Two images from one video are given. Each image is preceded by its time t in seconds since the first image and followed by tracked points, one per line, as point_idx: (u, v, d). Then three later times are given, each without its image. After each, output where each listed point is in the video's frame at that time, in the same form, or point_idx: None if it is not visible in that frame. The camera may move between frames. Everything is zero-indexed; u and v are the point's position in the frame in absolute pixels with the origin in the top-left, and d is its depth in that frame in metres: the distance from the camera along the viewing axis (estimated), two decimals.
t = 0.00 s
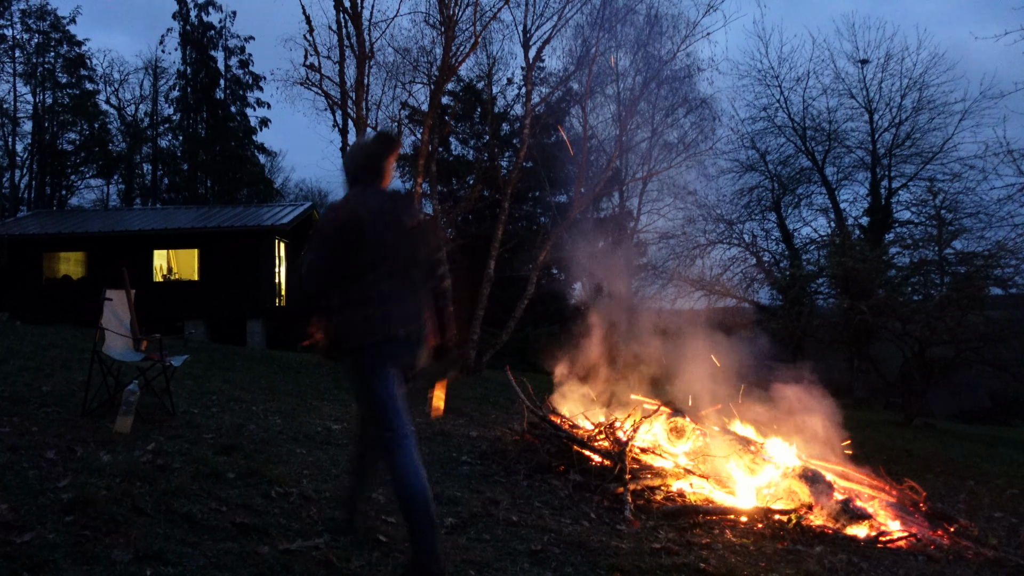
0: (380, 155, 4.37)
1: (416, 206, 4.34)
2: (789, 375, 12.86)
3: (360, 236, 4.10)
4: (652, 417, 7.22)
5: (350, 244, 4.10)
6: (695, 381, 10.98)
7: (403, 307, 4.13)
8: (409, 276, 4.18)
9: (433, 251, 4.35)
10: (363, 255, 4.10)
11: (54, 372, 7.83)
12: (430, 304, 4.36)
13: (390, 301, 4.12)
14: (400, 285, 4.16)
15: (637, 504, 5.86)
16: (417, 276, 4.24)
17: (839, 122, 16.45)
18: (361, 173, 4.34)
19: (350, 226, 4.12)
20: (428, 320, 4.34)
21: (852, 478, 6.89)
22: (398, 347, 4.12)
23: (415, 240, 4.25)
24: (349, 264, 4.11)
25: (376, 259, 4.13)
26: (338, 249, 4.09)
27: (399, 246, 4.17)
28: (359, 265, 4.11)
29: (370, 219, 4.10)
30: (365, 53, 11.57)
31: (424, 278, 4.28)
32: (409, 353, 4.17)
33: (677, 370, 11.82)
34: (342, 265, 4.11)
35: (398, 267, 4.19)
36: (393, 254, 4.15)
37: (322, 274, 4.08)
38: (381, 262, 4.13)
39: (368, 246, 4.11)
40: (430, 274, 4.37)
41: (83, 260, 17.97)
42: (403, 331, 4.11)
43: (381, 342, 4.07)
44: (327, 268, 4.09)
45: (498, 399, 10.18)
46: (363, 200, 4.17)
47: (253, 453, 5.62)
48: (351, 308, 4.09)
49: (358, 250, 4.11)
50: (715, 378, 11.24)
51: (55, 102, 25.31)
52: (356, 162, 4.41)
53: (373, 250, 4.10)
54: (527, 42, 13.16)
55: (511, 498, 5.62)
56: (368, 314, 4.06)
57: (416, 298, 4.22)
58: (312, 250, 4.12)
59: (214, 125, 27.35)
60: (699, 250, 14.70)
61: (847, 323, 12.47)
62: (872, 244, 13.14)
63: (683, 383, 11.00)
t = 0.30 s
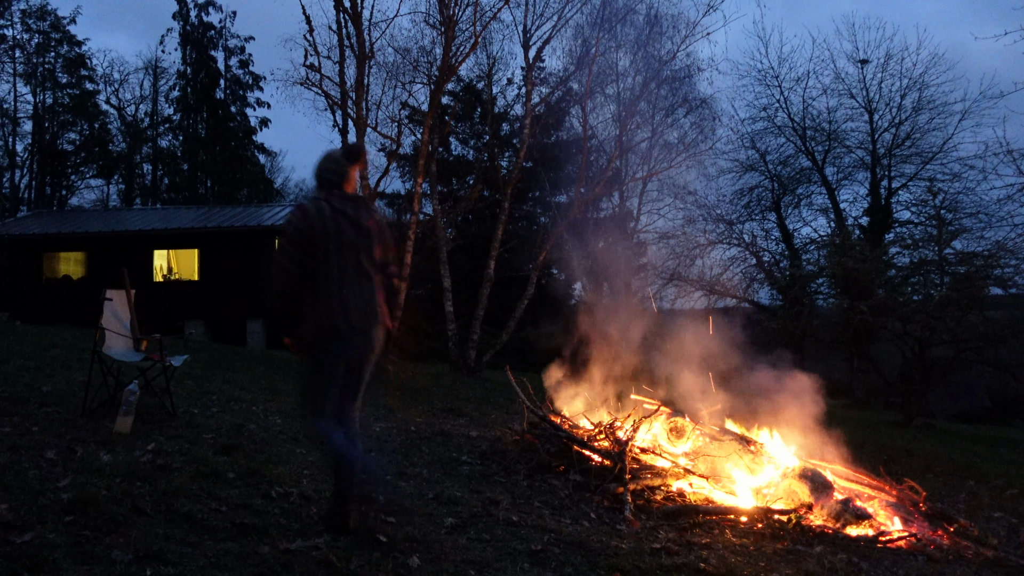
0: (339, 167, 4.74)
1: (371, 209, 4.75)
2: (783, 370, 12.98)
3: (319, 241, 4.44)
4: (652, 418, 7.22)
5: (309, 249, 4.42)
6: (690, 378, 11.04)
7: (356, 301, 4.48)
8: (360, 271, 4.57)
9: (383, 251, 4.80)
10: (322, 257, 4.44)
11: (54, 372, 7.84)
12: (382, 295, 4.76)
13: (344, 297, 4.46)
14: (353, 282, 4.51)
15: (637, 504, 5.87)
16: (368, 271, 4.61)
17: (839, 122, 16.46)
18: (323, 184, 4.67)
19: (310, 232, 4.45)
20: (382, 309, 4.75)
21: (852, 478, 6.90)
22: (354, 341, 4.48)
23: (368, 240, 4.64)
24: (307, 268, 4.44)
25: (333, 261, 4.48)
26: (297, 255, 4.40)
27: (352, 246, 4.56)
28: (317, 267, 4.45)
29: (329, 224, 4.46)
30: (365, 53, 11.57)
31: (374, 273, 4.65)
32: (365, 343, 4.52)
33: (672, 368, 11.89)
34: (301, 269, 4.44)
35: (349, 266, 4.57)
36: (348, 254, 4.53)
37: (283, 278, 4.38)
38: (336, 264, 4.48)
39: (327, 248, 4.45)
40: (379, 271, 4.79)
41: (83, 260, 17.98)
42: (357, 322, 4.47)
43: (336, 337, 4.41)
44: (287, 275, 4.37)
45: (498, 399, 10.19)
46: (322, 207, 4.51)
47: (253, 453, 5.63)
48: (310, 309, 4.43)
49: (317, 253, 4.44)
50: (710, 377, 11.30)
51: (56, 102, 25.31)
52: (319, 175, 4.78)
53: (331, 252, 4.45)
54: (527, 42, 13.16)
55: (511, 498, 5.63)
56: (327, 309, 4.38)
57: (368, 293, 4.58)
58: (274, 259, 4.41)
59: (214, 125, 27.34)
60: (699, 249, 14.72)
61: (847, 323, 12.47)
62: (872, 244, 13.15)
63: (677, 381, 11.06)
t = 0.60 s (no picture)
0: (312, 175, 5.00)
1: (344, 214, 4.97)
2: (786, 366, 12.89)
3: (297, 236, 4.66)
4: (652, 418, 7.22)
5: (288, 244, 4.62)
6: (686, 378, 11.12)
7: (327, 293, 4.62)
8: (333, 268, 4.73)
9: (354, 254, 4.94)
10: (300, 252, 4.64)
11: (54, 372, 7.84)
12: (355, 295, 4.86)
13: (316, 289, 4.62)
14: (325, 276, 4.66)
15: (637, 504, 5.87)
16: (341, 269, 4.77)
17: (839, 122, 16.46)
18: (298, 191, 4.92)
19: (288, 230, 4.68)
20: (355, 306, 4.80)
21: (852, 478, 6.91)
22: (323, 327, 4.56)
23: (341, 243, 4.85)
24: (287, 262, 4.63)
25: (308, 257, 4.67)
26: (276, 250, 4.62)
27: (328, 246, 4.76)
28: (294, 263, 4.64)
29: (303, 223, 4.69)
30: (365, 53, 11.58)
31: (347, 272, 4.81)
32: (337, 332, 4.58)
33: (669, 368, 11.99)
34: (281, 264, 4.63)
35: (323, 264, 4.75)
36: (322, 250, 4.71)
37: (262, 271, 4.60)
38: (312, 258, 4.66)
39: (304, 245, 4.66)
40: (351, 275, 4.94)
41: (83, 260, 17.99)
42: (328, 312, 4.57)
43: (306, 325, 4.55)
44: (269, 268, 4.59)
45: (498, 399, 10.19)
46: (298, 209, 4.75)
47: (253, 453, 5.63)
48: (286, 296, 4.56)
49: (295, 248, 4.64)
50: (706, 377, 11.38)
51: (56, 102, 25.31)
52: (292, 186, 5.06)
53: (307, 247, 4.65)
54: (527, 42, 13.16)
55: (511, 498, 5.63)
56: (299, 301, 4.58)
57: (341, 288, 4.71)
58: (257, 257, 4.64)
59: (214, 125, 27.35)
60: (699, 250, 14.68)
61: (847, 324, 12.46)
62: (872, 244, 13.17)
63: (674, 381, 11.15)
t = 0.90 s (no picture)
0: (276, 174, 5.22)
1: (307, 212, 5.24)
2: (774, 362, 13.13)
3: (265, 238, 4.98)
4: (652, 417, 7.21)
5: (256, 246, 4.95)
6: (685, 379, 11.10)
7: (292, 288, 4.98)
8: (297, 267, 5.09)
9: (318, 249, 5.26)
10: (268, 254, 4.97)
11: (54, 373, 7.84)
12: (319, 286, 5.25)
13: (283, 286, 4.97)
14: (291, 273, 5.03)
15: (637, 505, 5.88)
16: (306, 265, 5.13)
17: (839, 122, 16.46)
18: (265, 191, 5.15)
19: (256, 232, 5.00)
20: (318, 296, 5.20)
21: (852, 478, 6.91)
22: (287, 321, 4.95)
23: (306, 240, 5.15)
24: (256, 264, 4.96)
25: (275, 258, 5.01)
26: (246, 251, 4.95)
27: (293, 244, 5.09)
28: (262, 261, 4.97)
29: (270, 226, 4.99)
30: (365, 53, 11.58)
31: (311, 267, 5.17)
32: (300, 324, 5.02)
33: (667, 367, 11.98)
34: (251, 265, 4.98)
35: (290, 264, 5.12)
36: (289, 250, 5.04)
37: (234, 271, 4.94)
38: (276, 256, 5.00)
39: (271, 246, 4.99)
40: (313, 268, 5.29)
41: (83, 260, 17.99)
42: (292, 306, 4.97)
43: (272, 318, 4.90)
44: (239, 271, 4.94)
45: (499, 399, 10.19)
46: (264, 211, 5.03)
47: (252, 453, 5.62)
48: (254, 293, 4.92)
49: (262, 250, 4.98)
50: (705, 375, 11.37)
51: (56, 102, 25.31)
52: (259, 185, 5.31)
53: (273, 247, 4.98)
54: (527, 42, 13.16)
55: (511, 498, 5.62)
56: (266, 296, 4.90)
57: (302, 284, 5.07)
58: (228, 257, 4.98)
59: (214, 125, 27.36)
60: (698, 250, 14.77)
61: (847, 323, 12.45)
62: (872, 244, 13.18)
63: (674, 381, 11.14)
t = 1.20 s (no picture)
0: (261, 177, 5.16)
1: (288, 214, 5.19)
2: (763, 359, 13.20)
3: (244, 239, 4.94)
4: (652, 418, 7.21)
5: (234, 246, 4.92)
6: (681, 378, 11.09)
7: (272, 285, 4.92)
8: (279, 263, 5.02)
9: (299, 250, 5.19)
10: (245, 253, 4.92)
11: (54, 372, 7.83)
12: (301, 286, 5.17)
13: (264, 283, 4.91)
14: (271, 270, 4.97)
15: (637, 504, 5.88)
16: (286, 264, 5.05)
17: (839, 122, 16.47)
18: (247, 193, 5.09)
19: (235, 233, 4.97)
20: (301, 294, 5.13)
21: (852, 478, 6.91)
22: (268, 318, 4.92)
23: (286, 241, 5.09)
24: (237, 259, 4.93)
25: (254, 257, 4.97)
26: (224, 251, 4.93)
27: (276, 242, 5.05)
28: (244, 258, 4.93)
29: (248, 227, 4.96)
30: (365, 53, 11.58)
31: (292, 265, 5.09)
32: (283, 320, 4.98)
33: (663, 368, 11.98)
34: (229, 264, 4.96)
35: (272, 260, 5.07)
36: (268, 249, 4.99)
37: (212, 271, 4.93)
38: (258, 252, 4.94)
39: (250, 246, 4.94)
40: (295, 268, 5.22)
41: (83, 260, 18.01)
42: (274, 302, 4.93)
43: (252, 315, 4.87)
44: (221, 266, 4.93)
45: (499, 399, 10.19)
46: (242, 212, 4.99)
47: (252, 452, 5.61)
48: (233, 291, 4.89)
49: (242, 250, 4.94)
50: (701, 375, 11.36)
51: (56, 102, 25.33)
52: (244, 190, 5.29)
53: (252, 246, 4.93)
54: (527, 42, 13.16)
55: (511, 498, 5.62)
56: (250, 291, 4.87)
57: (286, 279, 5.01)
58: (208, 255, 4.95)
59: (214, 125, 27.37)
60: (698, 250, 14.80)
61: (847, 323, 12.45)
62: (872, 244, 13.19)
63: (669, 381, 11.13)
